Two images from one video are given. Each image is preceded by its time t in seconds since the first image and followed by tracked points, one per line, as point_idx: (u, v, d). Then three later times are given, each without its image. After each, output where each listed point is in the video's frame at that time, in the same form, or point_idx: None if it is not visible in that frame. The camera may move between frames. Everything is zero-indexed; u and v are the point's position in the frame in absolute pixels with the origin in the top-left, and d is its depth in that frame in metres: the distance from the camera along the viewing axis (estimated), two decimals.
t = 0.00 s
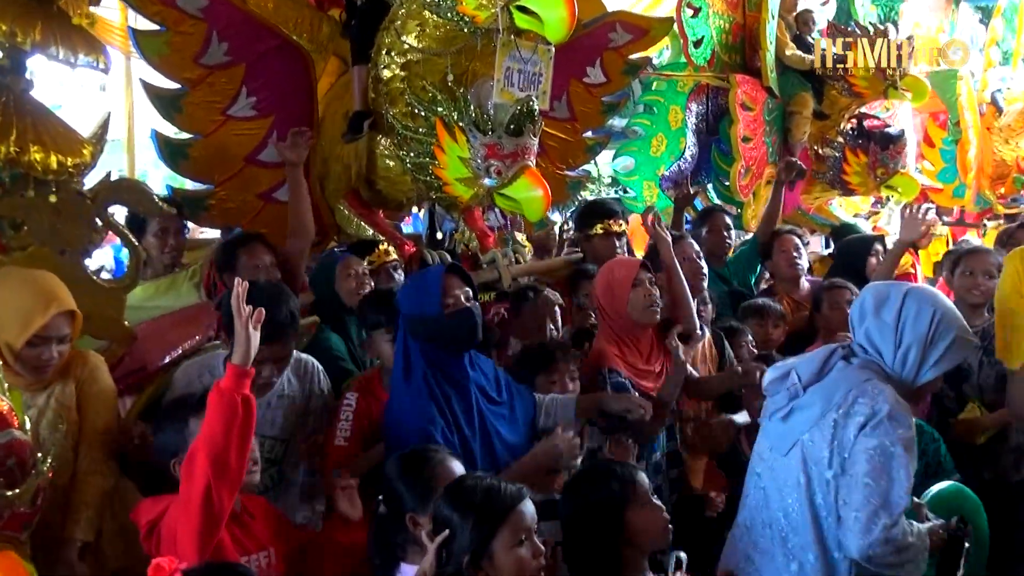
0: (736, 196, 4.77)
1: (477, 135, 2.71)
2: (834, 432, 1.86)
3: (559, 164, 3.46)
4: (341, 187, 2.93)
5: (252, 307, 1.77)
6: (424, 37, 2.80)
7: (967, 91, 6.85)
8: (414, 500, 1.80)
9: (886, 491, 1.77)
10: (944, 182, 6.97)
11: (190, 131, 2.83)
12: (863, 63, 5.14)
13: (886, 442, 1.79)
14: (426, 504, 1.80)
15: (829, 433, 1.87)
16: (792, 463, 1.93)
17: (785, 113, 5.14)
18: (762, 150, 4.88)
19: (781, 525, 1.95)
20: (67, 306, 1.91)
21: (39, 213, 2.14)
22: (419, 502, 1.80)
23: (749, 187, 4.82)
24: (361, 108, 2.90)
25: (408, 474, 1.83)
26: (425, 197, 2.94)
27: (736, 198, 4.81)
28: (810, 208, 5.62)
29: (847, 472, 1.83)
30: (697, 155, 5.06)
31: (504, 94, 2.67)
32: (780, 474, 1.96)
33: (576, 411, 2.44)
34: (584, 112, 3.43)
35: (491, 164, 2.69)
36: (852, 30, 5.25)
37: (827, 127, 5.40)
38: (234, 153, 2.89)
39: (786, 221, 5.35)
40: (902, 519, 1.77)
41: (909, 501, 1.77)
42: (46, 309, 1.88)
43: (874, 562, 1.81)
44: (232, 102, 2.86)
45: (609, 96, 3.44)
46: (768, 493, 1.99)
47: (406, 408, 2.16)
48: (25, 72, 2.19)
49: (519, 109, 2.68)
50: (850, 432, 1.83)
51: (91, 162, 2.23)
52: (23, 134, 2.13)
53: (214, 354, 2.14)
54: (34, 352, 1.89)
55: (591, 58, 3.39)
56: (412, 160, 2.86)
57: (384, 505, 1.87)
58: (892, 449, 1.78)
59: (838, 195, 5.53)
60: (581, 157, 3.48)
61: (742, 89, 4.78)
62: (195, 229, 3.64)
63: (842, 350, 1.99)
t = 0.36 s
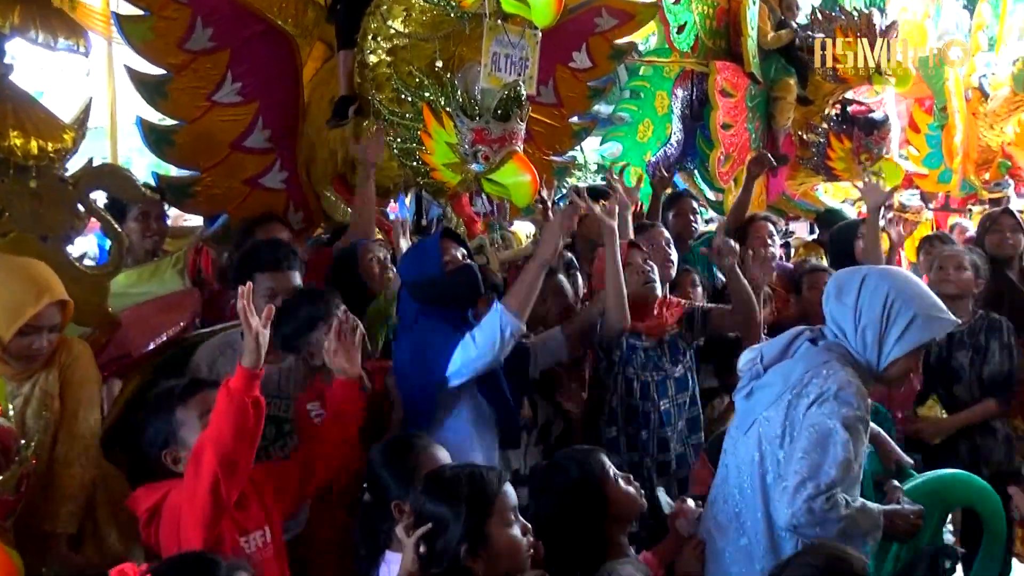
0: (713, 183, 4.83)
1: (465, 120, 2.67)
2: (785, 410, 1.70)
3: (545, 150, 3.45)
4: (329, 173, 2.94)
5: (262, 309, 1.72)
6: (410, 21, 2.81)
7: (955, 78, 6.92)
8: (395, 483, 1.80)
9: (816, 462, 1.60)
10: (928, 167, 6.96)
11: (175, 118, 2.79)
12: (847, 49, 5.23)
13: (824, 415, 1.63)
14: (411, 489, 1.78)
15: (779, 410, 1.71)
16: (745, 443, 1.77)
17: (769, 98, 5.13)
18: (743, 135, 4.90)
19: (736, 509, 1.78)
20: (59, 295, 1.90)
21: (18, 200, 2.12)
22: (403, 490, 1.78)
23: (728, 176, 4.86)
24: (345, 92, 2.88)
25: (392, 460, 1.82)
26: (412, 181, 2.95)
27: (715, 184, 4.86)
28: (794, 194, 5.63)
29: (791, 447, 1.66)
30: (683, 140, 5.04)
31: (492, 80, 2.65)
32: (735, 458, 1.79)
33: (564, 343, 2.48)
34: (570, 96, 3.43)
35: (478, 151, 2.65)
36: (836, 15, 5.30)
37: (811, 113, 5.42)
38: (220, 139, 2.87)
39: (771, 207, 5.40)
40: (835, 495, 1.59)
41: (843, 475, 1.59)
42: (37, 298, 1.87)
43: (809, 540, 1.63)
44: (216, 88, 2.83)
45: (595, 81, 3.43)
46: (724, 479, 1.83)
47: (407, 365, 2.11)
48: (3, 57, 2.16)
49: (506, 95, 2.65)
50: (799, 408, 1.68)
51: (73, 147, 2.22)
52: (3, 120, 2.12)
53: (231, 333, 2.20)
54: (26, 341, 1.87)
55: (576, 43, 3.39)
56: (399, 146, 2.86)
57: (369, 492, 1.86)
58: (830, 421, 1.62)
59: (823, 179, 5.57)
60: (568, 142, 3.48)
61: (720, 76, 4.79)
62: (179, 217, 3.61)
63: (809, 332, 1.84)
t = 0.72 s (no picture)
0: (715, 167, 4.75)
1: (457, 107, 2.70)
2: (750, 401, 1.70)
3: (542, 136, 3.45)
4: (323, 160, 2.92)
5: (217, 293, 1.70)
6: (402, 8, 2.81)
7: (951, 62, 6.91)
8: (384, 469, 1.80)
9: (767, 455, 1.59)
10: (921, 153, 7.00)
11: (168, 106, 2.79)
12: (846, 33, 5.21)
13: (779, 408, 1.63)
14: (399, 475, 1.78)
15: (745, 401, 1.71)
16: (721, 433, 1.78)
17: (767, 84, 5.11)
18: (743, 122, 4.86)
19: (715, 498, 1.78)
20: (41, 263, 1.90)
21: (13, 187, 2.11)
22: (390, 475, 1.79)
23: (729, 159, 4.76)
24: (339, 78, 2.73)
25: (379, 445, 1.82)
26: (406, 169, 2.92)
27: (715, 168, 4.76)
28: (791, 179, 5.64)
29: (750, 439, 1.66)
30: (682, 127, 4.93)
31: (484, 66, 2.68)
32: (713, 447, 1.80)
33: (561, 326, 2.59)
34: (565, 83, 3.41)
35: (471, 137, 2.71)
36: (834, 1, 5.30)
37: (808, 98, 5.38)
38: (213, 128, 2.86)
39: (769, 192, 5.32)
40: (781, 488, 1.58)
41: (793, 468, 1.58)
42: (19, 268, 1.86)
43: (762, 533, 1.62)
44: (209, 76, 2.82)
45: (591, 67, 3.41)
46: (706, 468, 1.83)
47: (416, 359, 2.11)
48: None
49: (498, 81, 2.71)
50: (762, 400, 1.68)
51: (64, 135, 2.22)
52: None
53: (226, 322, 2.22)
54: (17, 311, 1.88)
55: (572, 28, 3.38)
56: (392, 134, 2.85)
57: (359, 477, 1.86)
58: (784, 414, 1.61)
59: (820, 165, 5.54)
60: (564, 129, 3.47)
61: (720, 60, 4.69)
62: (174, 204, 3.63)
63: (780, 320, 1.84)
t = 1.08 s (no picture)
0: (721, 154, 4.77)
1: (465, 87, 2.67)
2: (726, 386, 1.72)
3: (549, 124, 3.47)
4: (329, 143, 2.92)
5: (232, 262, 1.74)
6: None
7: (964, 50, 6.86)
8: (393, 453, 1.79)
9: (730, 441, 1.61)
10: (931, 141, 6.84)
11: (176, 85, 2.79)
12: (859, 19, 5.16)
13: (748, 396, 1.65)
14: (407, 460, 1.78)
15: (723, 386, 1.73)
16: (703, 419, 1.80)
17: (777, 71, 5.09)
18: (753, 109, 4.85)
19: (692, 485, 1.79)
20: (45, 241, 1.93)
21: (21, 175, 2.10)
22: (398, 458, 1.79)
23: (738, 147, 4.80)
24: (348, 62, 2.83)
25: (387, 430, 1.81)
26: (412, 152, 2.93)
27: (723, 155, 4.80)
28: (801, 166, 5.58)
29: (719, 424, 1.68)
30: (692, 113, 4.97)
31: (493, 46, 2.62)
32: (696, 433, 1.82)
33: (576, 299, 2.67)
34: (574, 71, 3.40)
35: (478, 118, 2.66)
36: None
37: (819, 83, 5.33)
38: (219, 108, 2.87)
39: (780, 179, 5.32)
40: (738, 473, 1.59)
41: (752, 452, 1.59)
42: (27, 248, 1.89)
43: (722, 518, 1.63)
44: (216, 56, 2.81)
45: (600, 56, 3.39)
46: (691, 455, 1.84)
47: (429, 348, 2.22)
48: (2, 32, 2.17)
49: (506, 61, 2.64)
50: (736, 386, 1.69)
51: (72, 123, 2.24)
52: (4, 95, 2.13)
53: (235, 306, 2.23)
54: (28, 293, 1.89)
55: (580, 18, 3.33)
56: (399, 115, 2.83)
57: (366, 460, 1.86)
58: (751, 401, 1.63)
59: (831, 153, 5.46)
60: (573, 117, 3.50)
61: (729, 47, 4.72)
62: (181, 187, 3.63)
63: (768, 309, 1.87)
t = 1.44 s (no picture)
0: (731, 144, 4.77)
1: (477, 78, 2.67)
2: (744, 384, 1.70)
3: (565, 112, 3.44)
4: (345, 134, 2.94)
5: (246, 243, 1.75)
6: None
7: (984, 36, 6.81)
8: (417, 437, 1.82)
9: (734, 444, 1.59)
10: (953, 128, 6.86)
11: (192, 80, 2.82)
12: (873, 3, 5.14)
13: (760, 398, 1.62)
14: (431, 445, 1.81)
15: (742, 384, 1.71)
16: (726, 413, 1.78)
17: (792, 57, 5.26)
18: (764, 97, 4.85)
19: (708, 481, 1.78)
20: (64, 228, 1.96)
21: (43, 163, 2.14)
22: (422, 444, 1.81)
23: (746, 138, 4.80)
24: (362, 53, 2.85)
25: (414, 415, 1.84)
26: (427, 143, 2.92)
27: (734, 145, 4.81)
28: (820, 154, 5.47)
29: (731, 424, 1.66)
30: (708, 102, 4.91)
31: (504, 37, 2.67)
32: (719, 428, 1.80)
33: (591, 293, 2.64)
34: (589, 58, 3.40)
35: (492, 108, 2.65)
36: None
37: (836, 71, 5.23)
38: (235, 102, 2.90)
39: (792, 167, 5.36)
40: (735, 476, 1.57)
41: (752, 456, 1.57)
42: (48, 234, 1.92)
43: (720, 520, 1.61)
44: (232, 50, 2.84)
45: (614, 42, 3.40)
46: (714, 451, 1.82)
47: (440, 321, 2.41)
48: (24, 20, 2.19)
49: (518, 51, 2.65)
50: (751, 385, 1.67)
51: (94, 112, 2.24)
52: (25, 83, 2.14)
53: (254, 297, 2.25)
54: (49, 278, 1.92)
55: (595, 4, 3.36)
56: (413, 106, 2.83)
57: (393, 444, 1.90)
58: (761, 404, 1.60)
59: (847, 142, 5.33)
60: (587, 104, 3.46)
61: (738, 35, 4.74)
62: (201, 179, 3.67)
63: (793, 306, 1.83)
